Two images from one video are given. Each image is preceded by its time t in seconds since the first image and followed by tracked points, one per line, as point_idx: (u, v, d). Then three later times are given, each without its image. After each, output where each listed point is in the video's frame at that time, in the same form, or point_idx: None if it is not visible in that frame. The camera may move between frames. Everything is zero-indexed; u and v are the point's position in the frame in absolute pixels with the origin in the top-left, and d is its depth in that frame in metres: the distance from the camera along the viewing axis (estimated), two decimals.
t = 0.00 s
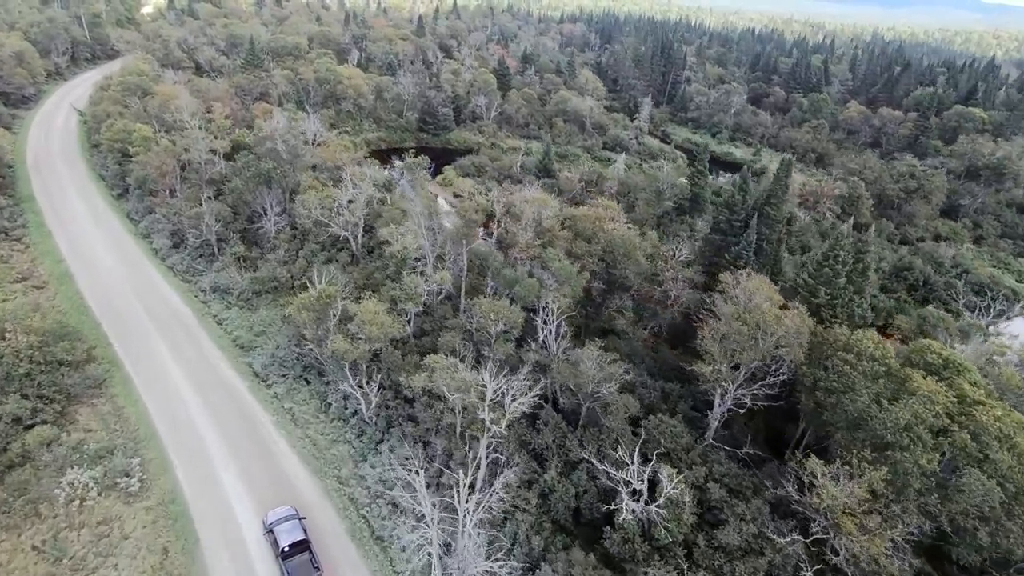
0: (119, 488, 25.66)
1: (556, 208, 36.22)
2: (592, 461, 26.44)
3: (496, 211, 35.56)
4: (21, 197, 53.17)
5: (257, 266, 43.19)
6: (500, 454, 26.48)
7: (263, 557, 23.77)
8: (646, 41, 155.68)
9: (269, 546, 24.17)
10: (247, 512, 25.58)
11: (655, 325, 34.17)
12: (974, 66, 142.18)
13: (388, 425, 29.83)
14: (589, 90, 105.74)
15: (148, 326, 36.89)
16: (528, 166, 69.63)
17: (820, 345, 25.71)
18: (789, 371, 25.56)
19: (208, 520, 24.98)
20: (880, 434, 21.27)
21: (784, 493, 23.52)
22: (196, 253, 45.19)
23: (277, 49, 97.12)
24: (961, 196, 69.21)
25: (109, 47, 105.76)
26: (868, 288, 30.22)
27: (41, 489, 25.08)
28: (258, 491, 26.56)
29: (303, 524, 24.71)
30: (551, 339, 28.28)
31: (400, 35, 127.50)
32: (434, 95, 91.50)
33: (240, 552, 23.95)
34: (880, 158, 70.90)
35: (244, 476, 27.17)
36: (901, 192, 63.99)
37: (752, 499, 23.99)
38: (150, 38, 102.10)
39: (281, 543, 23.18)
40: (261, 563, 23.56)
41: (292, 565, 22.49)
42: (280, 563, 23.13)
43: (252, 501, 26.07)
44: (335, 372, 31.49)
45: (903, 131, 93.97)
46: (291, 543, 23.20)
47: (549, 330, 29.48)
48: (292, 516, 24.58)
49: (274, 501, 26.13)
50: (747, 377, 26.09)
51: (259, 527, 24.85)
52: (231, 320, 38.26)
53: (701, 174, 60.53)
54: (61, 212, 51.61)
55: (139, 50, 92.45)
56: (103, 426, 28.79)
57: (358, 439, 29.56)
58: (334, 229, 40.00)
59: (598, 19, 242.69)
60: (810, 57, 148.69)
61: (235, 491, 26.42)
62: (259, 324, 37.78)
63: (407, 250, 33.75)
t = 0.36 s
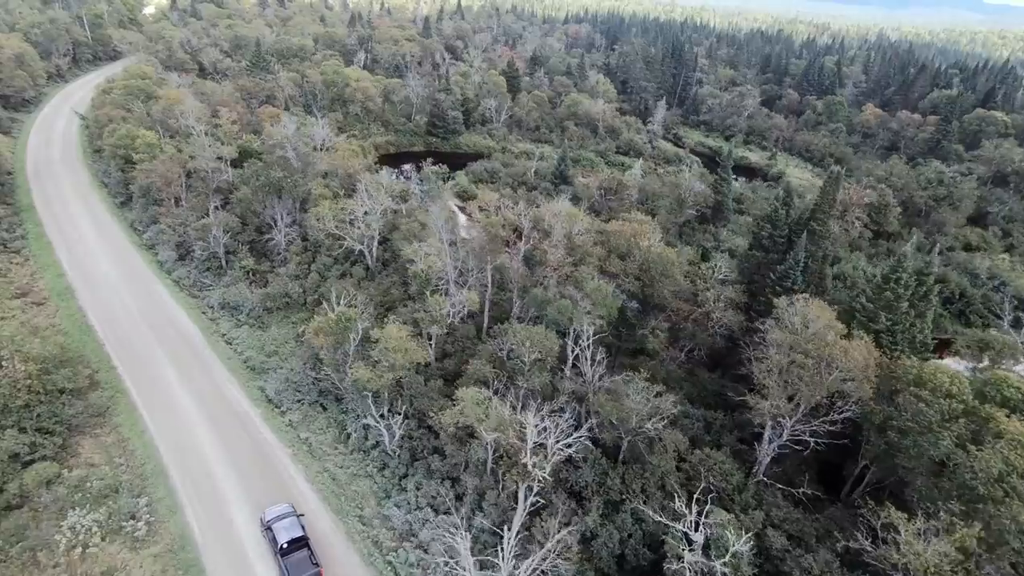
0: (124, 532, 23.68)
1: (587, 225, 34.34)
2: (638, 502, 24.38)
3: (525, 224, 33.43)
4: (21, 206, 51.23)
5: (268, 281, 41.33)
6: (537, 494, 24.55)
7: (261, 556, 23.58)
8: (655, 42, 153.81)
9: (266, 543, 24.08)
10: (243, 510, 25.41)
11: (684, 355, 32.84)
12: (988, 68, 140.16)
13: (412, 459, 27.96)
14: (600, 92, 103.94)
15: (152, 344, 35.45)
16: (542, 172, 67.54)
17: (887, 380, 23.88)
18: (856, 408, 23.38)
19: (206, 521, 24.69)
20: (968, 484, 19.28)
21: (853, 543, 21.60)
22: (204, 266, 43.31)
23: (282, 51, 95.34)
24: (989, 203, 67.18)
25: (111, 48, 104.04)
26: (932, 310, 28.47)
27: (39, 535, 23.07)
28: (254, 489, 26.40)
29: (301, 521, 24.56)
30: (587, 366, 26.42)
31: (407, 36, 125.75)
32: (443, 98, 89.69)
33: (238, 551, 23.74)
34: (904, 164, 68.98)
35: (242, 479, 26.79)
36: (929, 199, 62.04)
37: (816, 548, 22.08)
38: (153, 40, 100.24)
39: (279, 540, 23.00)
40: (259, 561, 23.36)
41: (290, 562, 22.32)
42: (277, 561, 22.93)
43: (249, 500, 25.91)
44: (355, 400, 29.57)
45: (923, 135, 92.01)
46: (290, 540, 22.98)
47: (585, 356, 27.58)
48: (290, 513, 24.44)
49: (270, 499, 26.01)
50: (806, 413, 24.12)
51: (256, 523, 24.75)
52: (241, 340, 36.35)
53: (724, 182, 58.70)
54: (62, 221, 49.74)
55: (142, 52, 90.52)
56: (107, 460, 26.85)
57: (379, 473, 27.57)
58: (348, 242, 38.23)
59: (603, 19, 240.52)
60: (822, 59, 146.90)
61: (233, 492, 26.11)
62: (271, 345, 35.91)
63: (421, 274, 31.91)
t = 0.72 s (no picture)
0: None
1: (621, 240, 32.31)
2: (696, 553, 22.15)
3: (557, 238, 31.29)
4: (19, 216, 49.11)
5: (280, 298, 39.25)
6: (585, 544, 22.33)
7: (257, 554, 23.55)
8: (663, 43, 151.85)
9: (263, 540, 24.05)
10: (238, 509, 25.32)
11: (731, 380, 30.66)
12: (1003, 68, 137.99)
13: (443, 500, 25.85)
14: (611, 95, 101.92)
15: (155, 363, 33.82)
16: (558, 179, 65.48)
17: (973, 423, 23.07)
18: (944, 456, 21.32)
19: (202, 524, 24.41)
20: None
21: None
22: (212, 282, 41.25)
23: (286, 53, 93.22)
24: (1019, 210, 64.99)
25: (111, 50, 101.94)
26: (1008, 337, 29.29)
27: None
28: (249, 488, 26.31)
29: (297, 519, 24.47)
30: (631, 398, 24.39)
31: (413, 37, 123.67)
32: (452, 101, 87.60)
33: (232, 550, 23.59)
34: (931, 170, 66.90)
35: (241, 486, 26.33)
36: (960, 207, 59.95)
37: None
38: (155, 42, 98.14)
39: (276, 538, 22.92)
40: (255, 561, 23.24)
41: (288, 559, 22.27)
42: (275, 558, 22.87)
43: (245, 500, 25.80)
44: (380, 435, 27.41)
45: (943, 139, 89.90)
46: (287, 537, 22.93)
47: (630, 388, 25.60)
48: (287, 510, 24.31)
49: (265, 497, 25.96)
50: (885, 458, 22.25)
51: (252, 520, 24.75)
52: (254, 363, 34.25)
53: (748, 189, 56.75)
54: (62, 232, 47.63)
55: (143, 54, 88.37)
56: (112, 503, 24.85)
57: (407, 515, 25.43)
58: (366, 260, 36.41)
59: (607, 19, 238.21)
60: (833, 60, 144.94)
61: (232, 500, 25.65)
62: (286, 369, 33.82)
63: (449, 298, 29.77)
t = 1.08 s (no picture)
0: None
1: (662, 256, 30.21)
2: None
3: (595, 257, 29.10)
4: (19, 227, 47.02)
5: (294, 317, 37.22)
6: None
7: (253, 553, 23.47)
8: (671, 43, 149.94)
9: (259, 538, 23.97)
10: (233, 511, 25.12)
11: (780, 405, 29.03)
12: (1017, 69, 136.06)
13: (479, 547, 23.83)
14: (623, 97, 99.95)
15: (160, 382, 32.31)
16: (575, 186, 63.50)
17: None
18: None
19: (198, 530, 24.09)
20: None
21: None
22: (222, 299, 39.16)
23: (291, 56, 91.21)
24: None
25: (112, 52, 99.93)
26: None
27: None
28: (244, 489, 26.18)
29: (294, 518, 24.31)
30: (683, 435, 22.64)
31: (418, 39, 121.62)
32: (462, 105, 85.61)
33: (229, 553, 23.43)
34: (959, 176, 64.95)
35: (238, 492, 26.01)
36: (993, 214, 57.89)
37: None
38: (157, 45, 95.99)
39: (274, 537, 22.77)
40: (253, 563, 23.11)
41: (287, 558, 22.15)
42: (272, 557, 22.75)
43: (241, 502, 25.62)
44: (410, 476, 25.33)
45: (963, 142, 87.88)
46: (285, 537, 22.81)
47: (683, 424, 23.79)
48: (283, 510, 24.15)
49: (259, 497, 25.85)
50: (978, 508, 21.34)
51: (247, 520, 24.68)
52: (269, 390, 32.15)
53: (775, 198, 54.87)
54: (63, 245, 45.58)
55: (145, 57, 86.21)
56: (120, 552, 22.90)
57: (439, 565, 23.42)
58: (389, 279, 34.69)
59: (611, 20, 236.39)
60: (844, 62, 143.01)
61: (228, 503, 25.42)
62: (303, 396, 31.81)
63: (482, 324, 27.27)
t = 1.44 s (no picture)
0: None
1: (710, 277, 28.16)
2: None
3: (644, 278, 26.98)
4: (19, 241, 44.75)
5: (312, 339, 35.09)
6: None
7: (250, 553, 23.48)
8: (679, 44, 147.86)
9: (253, 535, 24.08)
10: (230, 513, 25.02)
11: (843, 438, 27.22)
12: None
13: None
14: (635, 100, 97.94)
15: (167, 407, 30.37)
16: (594, 193, 61.48)
17: None
18: None
19: (195, 536, 23.85)
20: None
21: None
22: (235, 318, 37.02)
23: (297, 58, 89.02)
24: None
25: (113, 54, 97.67)
26: None
27: None
28: (241, 493, 26.00)
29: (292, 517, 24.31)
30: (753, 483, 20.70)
31: (424, 40, 119.50)
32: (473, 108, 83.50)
33: (227, 554, 23.39)
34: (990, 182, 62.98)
35: (233, 492, 26.00)
36: None
37: None
38: (159, 47, 93.79)
39: (272, 536, 22.74)
40: (250, 561, 23.19)
41: (286, 556, 22.06)
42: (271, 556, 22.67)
43: (236, 501, 25.63)
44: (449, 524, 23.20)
45: (985, 146, 86.02)
46: (283, 536, 22.79)
47: (749, 468, 21.81)
48: (281, 510, 24.16)
49: (256, 497, 25.86)
50: None
51: (243, 519, 24.74)
52: (289, 423, 29.90)
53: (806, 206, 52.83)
54: (65, 258, 43.37)
55: (147, 59, 84.03)
56: None
57: None
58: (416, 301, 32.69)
59: (615, 21, 234.66)
60: (856, 63, 141.26)
61: (222, 502, 25.45)
62: (325, 427, 29.68)
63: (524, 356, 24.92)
